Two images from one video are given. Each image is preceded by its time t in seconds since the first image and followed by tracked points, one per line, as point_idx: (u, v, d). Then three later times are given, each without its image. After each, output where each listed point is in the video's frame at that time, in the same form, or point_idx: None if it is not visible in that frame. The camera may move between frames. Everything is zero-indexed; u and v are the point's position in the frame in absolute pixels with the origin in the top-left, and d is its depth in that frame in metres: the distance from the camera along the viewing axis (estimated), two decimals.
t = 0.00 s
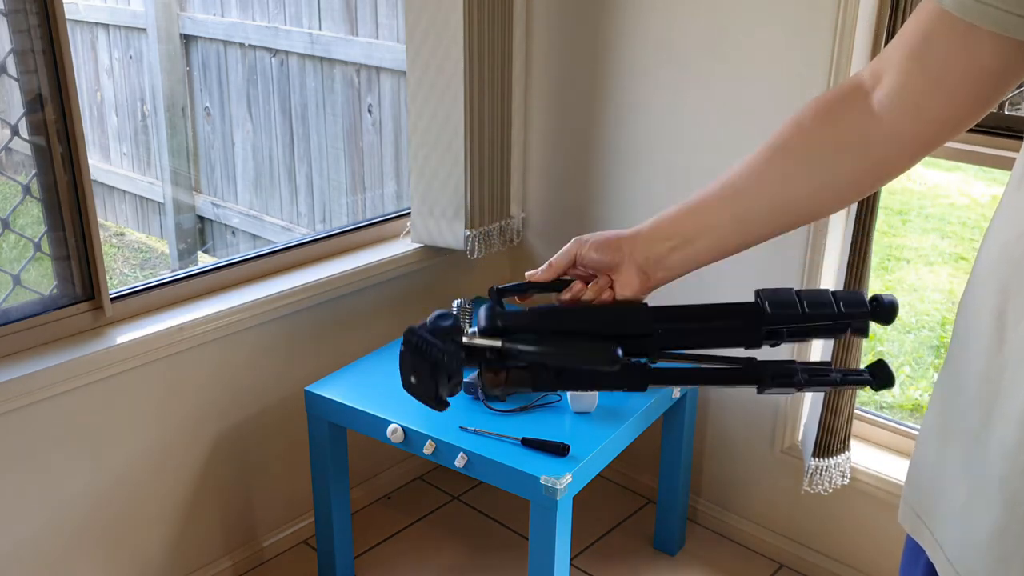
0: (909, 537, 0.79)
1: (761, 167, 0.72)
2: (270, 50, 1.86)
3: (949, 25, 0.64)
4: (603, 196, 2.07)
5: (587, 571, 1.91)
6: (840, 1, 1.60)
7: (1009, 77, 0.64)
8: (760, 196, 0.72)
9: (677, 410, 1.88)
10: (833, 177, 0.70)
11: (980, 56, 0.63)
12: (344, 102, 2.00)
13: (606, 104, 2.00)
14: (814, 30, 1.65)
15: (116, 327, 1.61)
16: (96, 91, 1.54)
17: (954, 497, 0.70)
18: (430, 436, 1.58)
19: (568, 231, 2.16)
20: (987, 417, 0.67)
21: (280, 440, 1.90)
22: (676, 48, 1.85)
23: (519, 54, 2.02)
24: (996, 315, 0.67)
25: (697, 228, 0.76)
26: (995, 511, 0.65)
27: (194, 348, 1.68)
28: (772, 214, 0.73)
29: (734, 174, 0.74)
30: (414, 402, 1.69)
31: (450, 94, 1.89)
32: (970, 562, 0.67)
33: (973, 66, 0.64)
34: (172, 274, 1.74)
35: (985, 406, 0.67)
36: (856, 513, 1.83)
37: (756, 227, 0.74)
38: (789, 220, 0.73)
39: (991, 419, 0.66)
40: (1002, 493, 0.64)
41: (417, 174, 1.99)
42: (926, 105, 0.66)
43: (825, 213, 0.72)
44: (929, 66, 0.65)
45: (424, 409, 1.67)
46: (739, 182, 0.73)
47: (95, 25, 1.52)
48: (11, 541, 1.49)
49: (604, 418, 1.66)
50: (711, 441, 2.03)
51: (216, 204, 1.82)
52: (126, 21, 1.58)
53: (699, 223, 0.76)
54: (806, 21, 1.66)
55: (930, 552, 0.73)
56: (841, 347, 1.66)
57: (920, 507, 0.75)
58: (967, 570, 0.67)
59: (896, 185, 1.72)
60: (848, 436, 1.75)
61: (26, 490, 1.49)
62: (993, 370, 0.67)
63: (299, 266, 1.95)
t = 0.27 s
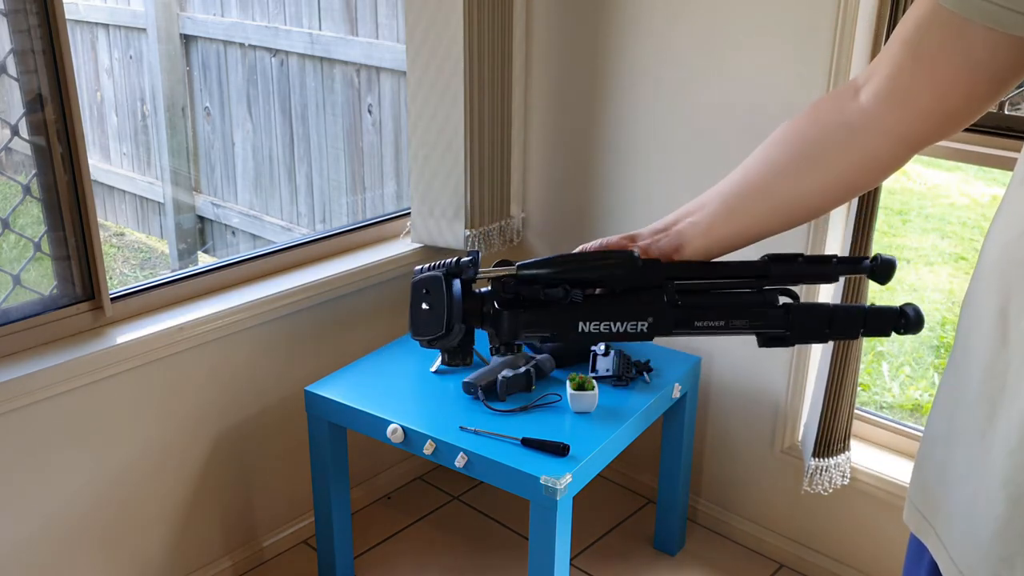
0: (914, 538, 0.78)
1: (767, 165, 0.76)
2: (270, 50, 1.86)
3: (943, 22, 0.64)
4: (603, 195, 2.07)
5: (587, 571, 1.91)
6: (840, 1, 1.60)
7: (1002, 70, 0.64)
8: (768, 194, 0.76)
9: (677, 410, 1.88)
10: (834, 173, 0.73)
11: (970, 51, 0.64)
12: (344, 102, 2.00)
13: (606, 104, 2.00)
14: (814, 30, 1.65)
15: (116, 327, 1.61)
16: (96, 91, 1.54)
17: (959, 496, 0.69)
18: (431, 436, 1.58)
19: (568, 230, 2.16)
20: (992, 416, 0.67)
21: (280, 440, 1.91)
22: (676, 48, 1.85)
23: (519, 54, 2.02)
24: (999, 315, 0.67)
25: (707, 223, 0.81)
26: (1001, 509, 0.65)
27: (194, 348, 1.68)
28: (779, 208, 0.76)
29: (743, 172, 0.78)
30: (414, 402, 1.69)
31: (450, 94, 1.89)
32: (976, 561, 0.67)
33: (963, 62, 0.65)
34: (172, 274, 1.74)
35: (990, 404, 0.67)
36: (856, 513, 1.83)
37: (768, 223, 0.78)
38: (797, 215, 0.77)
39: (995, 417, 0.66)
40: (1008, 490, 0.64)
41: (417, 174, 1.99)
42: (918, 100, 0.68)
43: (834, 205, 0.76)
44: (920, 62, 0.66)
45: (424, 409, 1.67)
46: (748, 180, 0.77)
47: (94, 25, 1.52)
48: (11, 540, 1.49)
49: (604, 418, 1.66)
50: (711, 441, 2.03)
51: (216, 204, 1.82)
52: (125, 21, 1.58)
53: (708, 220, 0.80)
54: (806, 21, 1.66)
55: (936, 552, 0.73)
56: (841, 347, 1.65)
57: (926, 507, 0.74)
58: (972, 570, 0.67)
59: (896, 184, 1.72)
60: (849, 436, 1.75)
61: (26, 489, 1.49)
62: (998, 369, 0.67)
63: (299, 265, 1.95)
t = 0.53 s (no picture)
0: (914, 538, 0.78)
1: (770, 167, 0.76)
2: (270, 50, 1.86)
3: (945, 21, 0.64)
4: (603, 196, 2.07)
5: (587, 571, 1.92)
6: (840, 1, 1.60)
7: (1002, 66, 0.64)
8: (773, 196, 0.76)
9: (677, 410, 1.88)
10: (837, 173, 0.73)
11: (971, 49, 0.64)
12: (344, 102, 2.00)
13: (606, 104, 2.00)
14: (814, 30, 1.65)
15: (116, 327, 1.61)
16: (96, 91, 1.54)
17: (961, 495, 0.69)
18: (431, 436, 1.58)
19: (568, 230, 2.16)
20: (993, 415, 0.67)
21: (280, 440, 1.91)
22: (676, 48, 1.85)
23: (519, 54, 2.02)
24: (1000, 314, 0.67)
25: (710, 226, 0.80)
26: (1003, 508, 0.65)
27: (194, 348, 1.68)
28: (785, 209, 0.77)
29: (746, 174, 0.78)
30: (414, 402, 1.69)
31: (450, 94, 1.89)
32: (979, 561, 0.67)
33: (963, 60, 0.64)
34: (172, 274, 1.74)
35: (992, 403, 0.67)
36: (856, 513, 1.83)
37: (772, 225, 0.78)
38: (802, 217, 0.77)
39: (997, 416, 0.66)
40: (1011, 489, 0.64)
41: (417, 174, 1.98)
42: (918, 99, 0.67)
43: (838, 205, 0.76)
44: (920, 60, 0.66)
45: (424, 409, 1.67)
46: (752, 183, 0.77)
47: (95, 25, 1.52)
48: (11, 540, 1.49)
49: (604, 418, 1.66)
50: (711, 441, 2.03)
51: (216, 204, 1.82)
52: (125, 20, 1.58)
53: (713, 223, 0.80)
54: (806, 21, 1.66)
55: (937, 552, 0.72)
56: (841, 347, 1.65)
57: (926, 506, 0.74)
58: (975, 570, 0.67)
59: (896, 185, 1.72)
60: (848, 436, 1.75)
61: (26, 489, 1.49)
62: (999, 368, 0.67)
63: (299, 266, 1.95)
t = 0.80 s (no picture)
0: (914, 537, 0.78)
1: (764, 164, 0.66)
2: (271, 50, 1.86)
3: (956, 22, 0.60)
4: (603, 196, 2.07)
5: (587, 571, 1.91)
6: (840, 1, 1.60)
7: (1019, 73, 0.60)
8: (767, 195, 0.65)
9: (677, 410, 1.88)
10: (841, 177, 0.64)
11: (990, 53, 0.59)
12: (344, 102, 2.01)
13: (606, 104, 2.00)
14: (815, 30, 1.65)
15: (116, 327, 1.61)
16: (96, 91, 1.55)
17: (960, 493, 0.69)
18: (430, 436, 1.58)
19: (568, 230, 2.16)
20: (993, 413, 0.67)
21: (280, 439, 1.91)
22: (676, 48, 1.85)
23: (519, 54, 2.02)
24: (999, 313, 0.67)
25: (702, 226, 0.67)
26: (1002, 505, 0.65)
27: (194, 348, 1.68)
28: (780, 214, 0.66)
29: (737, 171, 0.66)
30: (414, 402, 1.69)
31: (450, 94, 1.89)
32: (978, 559, 0.67)
33: (982, 63, 0.60)
34: (172, 274, 1.74)
35: (991, 402, 0.67)
36: (857, 513, 1.83)
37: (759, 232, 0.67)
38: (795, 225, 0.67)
39: (996, 415, 0.66)
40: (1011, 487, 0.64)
41: (417, 174, 1.98)
42: (941, 102, 0.62)
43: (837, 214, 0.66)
44: (936, 61, 0.61)
45: (424, 409, 1.67)
46: (743, 178, 0.66)
47: (94, 25, 1.52)
48: (10, 540, 1.49)
49: (604, 418, 1.66)
50: (711, 441, 2.03)
51: (217, 204, 1.82)
52: (125, 21, 1.58)
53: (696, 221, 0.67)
54: (806, 21, 1.66)
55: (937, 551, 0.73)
56: (841, 347, 1.65)
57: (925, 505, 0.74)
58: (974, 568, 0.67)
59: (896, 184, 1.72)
60: (849, 437, 1.75)
61: (26, 489, 1.49)
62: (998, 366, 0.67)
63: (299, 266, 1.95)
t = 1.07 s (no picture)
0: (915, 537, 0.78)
1: (784, 164, 0.71)
2: (270, 50, 1.86)
3: (967, 24, 0.63)
4: (603, 195, 2.07)
5: (587, 571, 1.92)
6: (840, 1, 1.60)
7: None
8: (782, 194, 0.71)
9: (677, 410, 1.88)
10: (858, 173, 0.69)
11: (1001, 57, 0.63)
12: (344, 102, 2.01)
13: (606, 104, 2.00)
14: (815, 30, 1.65)
15: (116, 327, 1.61)
16: (96, 91, 1.54)
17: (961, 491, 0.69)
18: (431, 436, 1.58)
19: (568, 230, 2.16)
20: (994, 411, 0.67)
21: (280, 439, 1.91)
22: (676, 48, 1.85)
23: (519, 54, 2.02)
24: (1001, 311, 0.67)
25: (724, 228, 0.73)
26: (1003, 504, 0.65)
27: (194, 348, 1.68)
28: (792, 217, 0.72)
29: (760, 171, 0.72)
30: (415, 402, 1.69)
31: (450, 94, 1.89)
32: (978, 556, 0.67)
33: (994, 64, 0.63)
34: (172, 274, 1.74)
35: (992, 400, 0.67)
36: (856, 513, 1.83)
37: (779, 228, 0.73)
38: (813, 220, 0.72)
39: (996, 412, 0.66)
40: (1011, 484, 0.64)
41: (417, 174, 1.98)
42: (944, 103, 0.66)
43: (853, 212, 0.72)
44: (950, 62, 0.65)
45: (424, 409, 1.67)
46: (760, 179, 0.71)
47: (94, 25, 1.52)
48: (10, 540, 1.49)
49: (604, 418, 1.66)
50: (711, 441, 2.03)
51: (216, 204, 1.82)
52: (125, 21, 1.58)
53: (713, 231, 0.74)
54: (806, 21, 1.66)
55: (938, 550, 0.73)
56: (841, 347, 1.66)
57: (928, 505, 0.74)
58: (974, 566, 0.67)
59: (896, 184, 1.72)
60: (849, 437, 1.75)
61: (26, 489, 1.49)
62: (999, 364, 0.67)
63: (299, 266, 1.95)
